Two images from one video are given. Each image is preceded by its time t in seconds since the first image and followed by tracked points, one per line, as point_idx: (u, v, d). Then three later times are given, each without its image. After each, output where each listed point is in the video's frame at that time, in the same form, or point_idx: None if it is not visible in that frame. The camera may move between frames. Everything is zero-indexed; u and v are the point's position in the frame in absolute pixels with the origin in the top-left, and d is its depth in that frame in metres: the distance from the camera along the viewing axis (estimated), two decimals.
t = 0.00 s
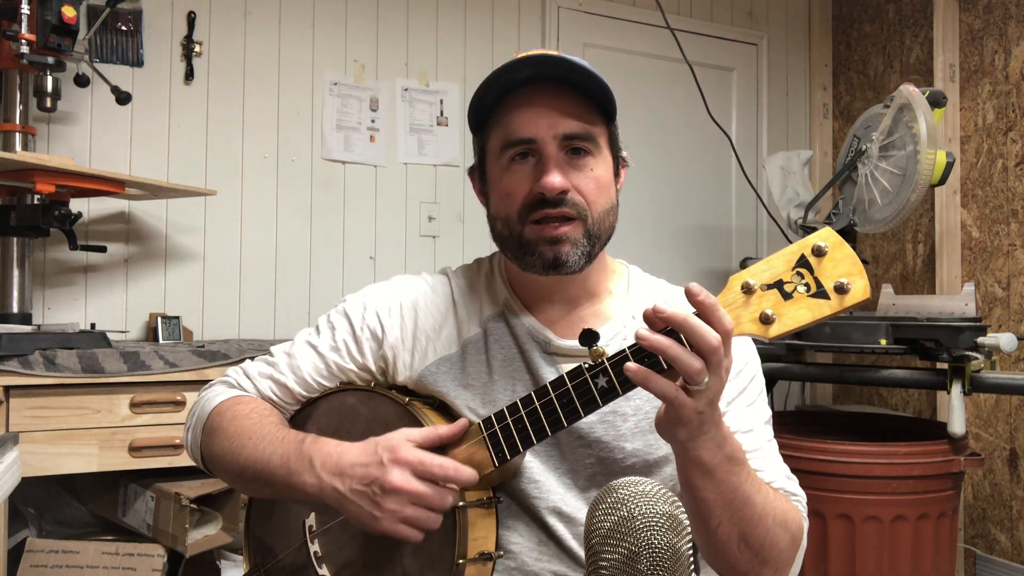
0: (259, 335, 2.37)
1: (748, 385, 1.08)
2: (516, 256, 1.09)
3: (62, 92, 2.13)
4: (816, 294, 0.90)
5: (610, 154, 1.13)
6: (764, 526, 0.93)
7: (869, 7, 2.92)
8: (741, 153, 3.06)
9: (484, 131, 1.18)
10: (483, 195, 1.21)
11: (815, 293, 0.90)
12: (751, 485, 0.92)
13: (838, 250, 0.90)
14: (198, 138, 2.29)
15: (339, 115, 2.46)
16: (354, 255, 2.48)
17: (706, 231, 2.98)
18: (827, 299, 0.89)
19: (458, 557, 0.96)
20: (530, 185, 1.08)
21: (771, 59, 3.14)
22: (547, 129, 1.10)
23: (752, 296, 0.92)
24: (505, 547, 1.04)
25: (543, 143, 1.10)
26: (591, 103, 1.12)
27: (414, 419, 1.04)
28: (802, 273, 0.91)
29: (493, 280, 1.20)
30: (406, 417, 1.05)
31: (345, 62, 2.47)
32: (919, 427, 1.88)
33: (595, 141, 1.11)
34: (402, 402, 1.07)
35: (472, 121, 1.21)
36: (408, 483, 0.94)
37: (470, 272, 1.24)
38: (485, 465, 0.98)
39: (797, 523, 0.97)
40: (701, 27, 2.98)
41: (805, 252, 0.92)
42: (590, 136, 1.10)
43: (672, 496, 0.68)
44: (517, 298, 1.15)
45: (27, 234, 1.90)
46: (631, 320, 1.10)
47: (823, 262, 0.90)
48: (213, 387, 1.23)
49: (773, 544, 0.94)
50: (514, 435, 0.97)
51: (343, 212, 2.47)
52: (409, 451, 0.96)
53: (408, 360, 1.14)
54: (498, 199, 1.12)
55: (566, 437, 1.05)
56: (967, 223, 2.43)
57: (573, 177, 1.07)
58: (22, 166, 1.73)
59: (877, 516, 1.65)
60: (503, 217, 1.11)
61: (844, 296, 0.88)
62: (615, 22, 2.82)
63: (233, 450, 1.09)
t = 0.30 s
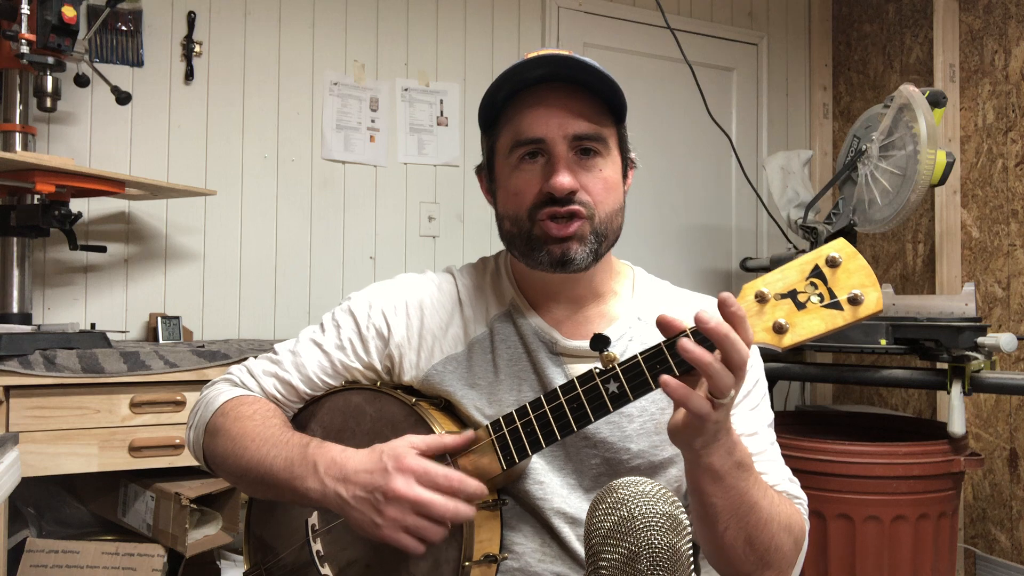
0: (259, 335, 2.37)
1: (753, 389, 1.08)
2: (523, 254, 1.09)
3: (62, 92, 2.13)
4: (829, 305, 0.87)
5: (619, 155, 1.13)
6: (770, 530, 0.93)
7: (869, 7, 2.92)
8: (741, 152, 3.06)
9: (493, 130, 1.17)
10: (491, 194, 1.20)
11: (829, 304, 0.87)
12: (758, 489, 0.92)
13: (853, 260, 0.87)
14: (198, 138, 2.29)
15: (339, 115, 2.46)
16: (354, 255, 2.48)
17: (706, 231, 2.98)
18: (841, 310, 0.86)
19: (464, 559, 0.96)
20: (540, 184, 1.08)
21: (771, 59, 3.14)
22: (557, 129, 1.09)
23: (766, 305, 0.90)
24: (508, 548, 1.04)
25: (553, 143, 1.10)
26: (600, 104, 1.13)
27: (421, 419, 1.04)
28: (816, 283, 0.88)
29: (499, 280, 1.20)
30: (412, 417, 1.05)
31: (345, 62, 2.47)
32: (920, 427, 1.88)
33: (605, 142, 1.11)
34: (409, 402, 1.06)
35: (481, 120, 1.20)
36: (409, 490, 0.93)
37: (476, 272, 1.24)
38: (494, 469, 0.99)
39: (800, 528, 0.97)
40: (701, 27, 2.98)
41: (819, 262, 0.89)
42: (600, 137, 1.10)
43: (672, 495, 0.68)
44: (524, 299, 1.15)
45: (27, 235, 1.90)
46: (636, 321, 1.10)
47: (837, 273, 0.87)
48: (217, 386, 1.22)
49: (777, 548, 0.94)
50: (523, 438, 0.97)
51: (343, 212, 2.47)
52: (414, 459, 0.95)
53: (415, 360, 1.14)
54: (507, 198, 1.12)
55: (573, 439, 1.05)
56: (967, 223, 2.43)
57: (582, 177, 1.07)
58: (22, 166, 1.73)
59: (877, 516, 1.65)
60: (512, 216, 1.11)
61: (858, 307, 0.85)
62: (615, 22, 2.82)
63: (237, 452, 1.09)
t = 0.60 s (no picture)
0: (259, 335, 2.37)
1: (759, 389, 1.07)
2: (530, 255, 1.08)
3: (62, 92, 2.13)
4: (844, 316, 0.87)
5: (626, 156, 1.13)
6: (778, 533, 0.94)
7: (869, 7, 2.92)
8: (741, 153, 3.06)
9: (500, 129, 1.17)
10: (497, 193, 1.20)
11: (844, 315, 0.87)
12: (767, 493, 0.92)
13: (868, 272, 0.86)
14: (198, 138, 2.29)
15: (339, 115, 2.46)
16: (354, 255, 2.48)
17: (705, 231, 2.98)
18: (856, 321, 0.86)
19: (472, 562, 0.96)
20: (547, 184, 1.08)
21: (771, 59, 3.14)
22: (565, 129, 1.09)
23: (782, 314, 0.88)
24: (514, 548, 1.04)
25: (561, 143, 1.09)
26: (608, 105, 1.13)
27: (428, 420, 1.03)
28: (831, 293, 0.88)
29: (507, 280, 1.20)
30: (420, 417, 1.05)
31: (345, 62, 2.47)
32: (920, 427, 1.88)
33: (612, 143, 1.11)
34: (416, 402, 1.06)
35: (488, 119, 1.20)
36: (391, 458, 0.88)
37: (483, 270, 1.24)
38: (503, 472, 0.98)
39: (805, 528, 0.98)
40: (701, 27, 2.98)
41: (835, 273, 0.88)
42: (608, 137, 1.10)
43: (672, 495, 0.68)
44: (530, 299, 1.15)
45: (27, 235, 1.90)
46: (642, 321, 1.10)
47: (852, 284, 0.87)
48: (222, 377, 1.23)
49: (784, 550, 0.95)
50: (534, 442, 0.96)
51: (343, 211, 2.47)
52: (402, 428, 0.90)
53: (420, 358, 1.14)
54: (514, 198, 1.12)
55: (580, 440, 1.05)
56: (967, 223, 2.43)
57: (590, 177, 1.07)
58: (23, 166, 1.73)
59: (877, 516, 1.65)
60: (518, 215, 1.11)
61: (873, 319, 0.85)
62: (615, 22, 2.82)
63: (235, 435, 1.08)
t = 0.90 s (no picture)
0: (258, 335, 2.37)
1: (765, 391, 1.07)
2: (532, 255, 1.09)
3: (62, 92, 2.13)
4: (861, 330, 0.96)
5: (629, 155, 1.13)
6: (787, 535, 0.94)
7: (869, 7, 2.92)
8: (742, 152, 3.06)
9: (503, 130, 1.17)
10: (501, 192, 1.20)
11: (861, 329, 0.96)
12: (776, 496, 0.93)
13: (885, 288, 0.96)
14: (198, 138, 2.29)
15: (339, 115, 2.46)
16: (354, 255, 2.48)
17: (706, 231, 2.98)
18: (872, 337, 0.96)
19: (480, 564, 0.96)
20: (550, 185, 1.08)
21: (771, 59, 3.14)
22: (568, 129, 1.09)
23: (801, 327, 0.98)
24: (518, 548, 1.04)
25: (563, 143, 1.09)
26: (610, 104, 1.13)
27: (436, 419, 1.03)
28: (848, 308, 0.97)
29: (510, 278, 1.20)
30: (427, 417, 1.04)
31: (345, 62, 2.47)
32: (920, 428, 1.88)
33: (615, 143, 1.11)
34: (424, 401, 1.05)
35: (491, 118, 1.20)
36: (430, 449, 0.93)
37: (487, 269, 1.24)
38: (513, 474, 0.98)
39: (812, 529, 0.98)
40: (701, 27, 2.98)
41: (852, 288, 0.97)
42: (611, 137, 1.10)
43: (672, 496, 0.68)
44: (534, 298, 1.15)
45: (27, 235, 1.90)
46: (646, 320, 1.10)
47: (870, 299, 0.96)
48: (225, 370, 1.23)
49: (792, 551, 0.95)
50: (545, 447, 0.98)
51: (343, 211, 2.47)
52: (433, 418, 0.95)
53: (427, 357, 1.14)
54: (517, 198, 1.12)
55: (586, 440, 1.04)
56: (967, 223, 2.43)
57: (593, 177, 1.07)
58: (23, 166, 1.73)
59: (877, 516, 1.65)
60: (521, 215, 1.11)
61: (889, 334, 0.95)
62: (615, 22, 2.82)
63: (238, 422, 1.09)
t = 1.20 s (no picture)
0: (258, 335, 2.37)
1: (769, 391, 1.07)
2: (540, 255, 1.09)
3: (62, 92, 2.13)
4: (868, 326, 0.97)
5: (636, 154, 1.13)
6: (793, 535, 0.94)
7: (869, 7, 2.92)
8: (742, 152, 3.06)
9: (511, 131, 1.17)
10: (507, 192, 1.20)
11: (868, 325, 0.97)
12: (783, 495, 0.93)
13: (891, 285, 0.98)
14: (198, 138, 2.29)
15: (339, 115, 2.46)
16: (354, 255, 2.48)
17: (705, 231, 2.98)
18: (879, 333, 0.97)
19: (486, 564, 0.96)
20: (557, 186, 1.08)
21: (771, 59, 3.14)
22: (575, 130, 1.09)
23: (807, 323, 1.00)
24: (523, 548, 1.04)
25: (571, 143, 1.09)
26: (616, 103, 1.12)
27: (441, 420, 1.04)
28: (856, 305, 0.99)
29: (517, 278, 1.20)
30: (433, 417, 1.05)
31: (345, 62, 2.47)
32: (921, 428, 1.88)
33: (622, 142, 1.11)
34: (430, 402, 1.06)
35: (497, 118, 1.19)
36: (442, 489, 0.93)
37: (492, 269, 1.24)
38: (519, 474, 0.98)
39: (817, 529, 0.98)
40: (701, 27, 2.98)
41: (858, 285, 0.99)
42: (618, 137, 1.10)
43: (672, 496, 0.68)
44: (540, 298, 1.15)
45: (28, 235, 1.90)
46: (651, 320, 1.10)
47: (876, 296, 0.98)
48: (226, 374, 1.21)
49: (797, 551, 0.95)
50: (551, 445, 0.98)
51: (343, 211, 2.47)
52: (442, 455, 0.95)
53: (432, 357, 1.14)
54: (523, 198, 1.12)
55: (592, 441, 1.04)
56: (967, 223, 2.42)
57: (600, 177, 1.07)
58: (23, 166, 1.73)
59: (878, 516, 1.65)
60: (528, 216, 1.11)
61: (896, 330, 0.96)
62: (615, 22, 2.82)
63: (245, 438, 1.07)
